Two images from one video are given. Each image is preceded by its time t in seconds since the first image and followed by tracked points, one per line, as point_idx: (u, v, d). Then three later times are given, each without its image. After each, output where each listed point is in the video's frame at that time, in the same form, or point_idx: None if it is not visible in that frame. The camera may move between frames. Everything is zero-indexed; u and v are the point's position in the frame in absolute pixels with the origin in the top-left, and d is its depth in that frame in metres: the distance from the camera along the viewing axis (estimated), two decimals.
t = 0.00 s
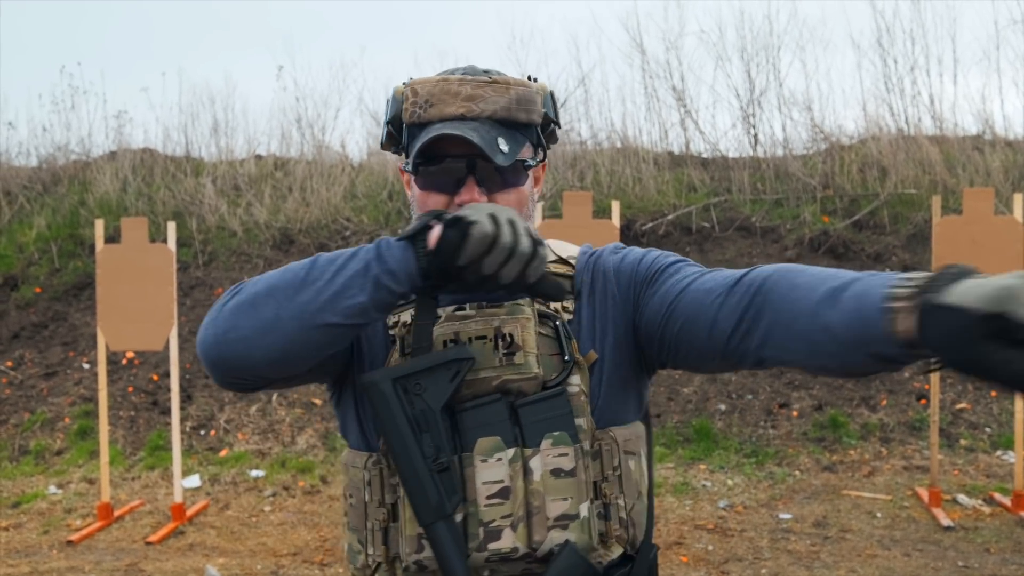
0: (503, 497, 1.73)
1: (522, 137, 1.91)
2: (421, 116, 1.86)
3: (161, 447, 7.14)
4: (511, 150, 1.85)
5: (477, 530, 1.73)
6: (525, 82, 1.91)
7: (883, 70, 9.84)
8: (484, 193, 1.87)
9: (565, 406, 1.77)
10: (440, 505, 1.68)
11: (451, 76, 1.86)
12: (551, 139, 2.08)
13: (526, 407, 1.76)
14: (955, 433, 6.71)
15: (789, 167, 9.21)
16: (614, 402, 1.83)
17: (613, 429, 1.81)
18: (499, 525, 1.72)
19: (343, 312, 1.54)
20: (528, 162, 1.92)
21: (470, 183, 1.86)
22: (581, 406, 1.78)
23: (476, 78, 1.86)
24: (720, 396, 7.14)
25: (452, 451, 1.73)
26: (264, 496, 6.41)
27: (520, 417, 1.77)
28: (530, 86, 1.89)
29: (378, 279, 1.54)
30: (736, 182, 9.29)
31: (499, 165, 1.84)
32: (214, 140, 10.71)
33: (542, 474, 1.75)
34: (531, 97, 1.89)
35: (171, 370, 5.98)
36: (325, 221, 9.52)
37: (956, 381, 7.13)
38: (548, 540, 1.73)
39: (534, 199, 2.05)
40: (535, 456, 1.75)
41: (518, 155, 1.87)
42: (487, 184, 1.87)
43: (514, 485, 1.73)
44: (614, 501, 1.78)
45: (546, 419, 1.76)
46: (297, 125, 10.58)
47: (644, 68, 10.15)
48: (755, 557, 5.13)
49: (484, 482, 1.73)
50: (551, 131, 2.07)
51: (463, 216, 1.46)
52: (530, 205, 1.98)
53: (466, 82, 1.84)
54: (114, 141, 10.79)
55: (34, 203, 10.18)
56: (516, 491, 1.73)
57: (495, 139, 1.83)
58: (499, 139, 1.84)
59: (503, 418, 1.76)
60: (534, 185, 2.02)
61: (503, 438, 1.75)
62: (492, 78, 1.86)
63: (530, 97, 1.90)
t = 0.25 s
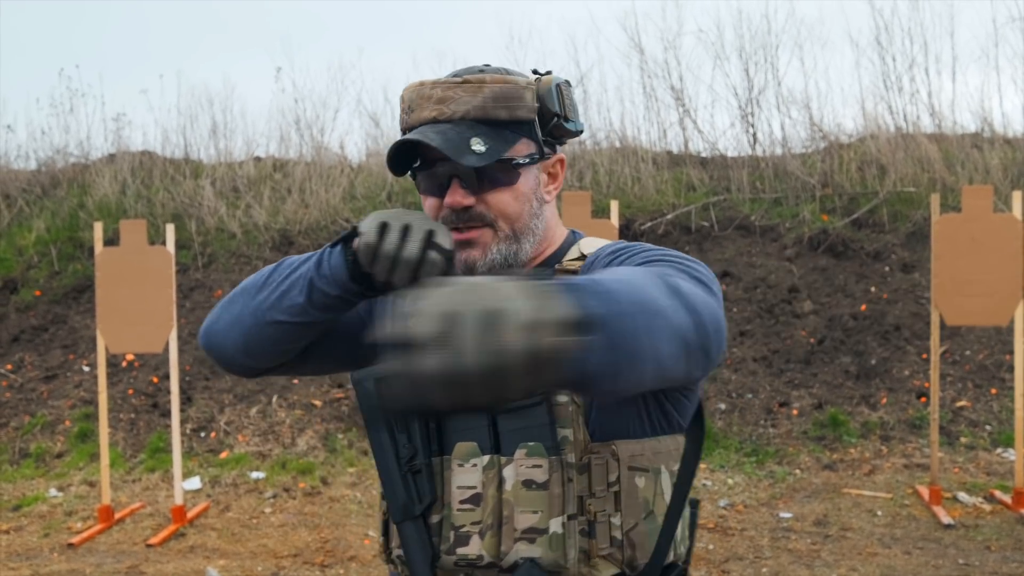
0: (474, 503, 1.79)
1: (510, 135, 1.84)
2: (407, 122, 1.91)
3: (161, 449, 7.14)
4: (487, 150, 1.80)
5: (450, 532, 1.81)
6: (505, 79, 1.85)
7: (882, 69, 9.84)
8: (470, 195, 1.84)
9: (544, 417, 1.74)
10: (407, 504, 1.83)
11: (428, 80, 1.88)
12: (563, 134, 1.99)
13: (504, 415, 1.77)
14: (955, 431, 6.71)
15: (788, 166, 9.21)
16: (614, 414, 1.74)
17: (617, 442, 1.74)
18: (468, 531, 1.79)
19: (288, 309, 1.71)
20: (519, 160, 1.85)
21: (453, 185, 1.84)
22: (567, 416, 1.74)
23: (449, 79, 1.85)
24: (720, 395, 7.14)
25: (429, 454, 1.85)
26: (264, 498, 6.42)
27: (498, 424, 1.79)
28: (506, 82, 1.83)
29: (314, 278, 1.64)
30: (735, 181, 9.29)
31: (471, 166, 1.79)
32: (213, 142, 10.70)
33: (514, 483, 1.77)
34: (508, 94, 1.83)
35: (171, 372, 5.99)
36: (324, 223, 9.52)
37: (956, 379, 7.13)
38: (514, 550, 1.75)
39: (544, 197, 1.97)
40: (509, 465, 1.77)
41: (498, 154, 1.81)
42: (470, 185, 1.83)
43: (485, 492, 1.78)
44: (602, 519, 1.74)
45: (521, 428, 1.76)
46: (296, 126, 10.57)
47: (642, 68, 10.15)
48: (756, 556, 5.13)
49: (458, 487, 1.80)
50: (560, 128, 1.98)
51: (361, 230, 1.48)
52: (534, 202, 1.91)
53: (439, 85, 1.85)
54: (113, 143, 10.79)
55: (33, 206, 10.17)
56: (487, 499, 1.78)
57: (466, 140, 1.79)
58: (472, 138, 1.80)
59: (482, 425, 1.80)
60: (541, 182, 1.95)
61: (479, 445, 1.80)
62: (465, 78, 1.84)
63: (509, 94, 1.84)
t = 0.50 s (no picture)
0: (447, 509, 1.79)
1: (471, 146, 1.73)
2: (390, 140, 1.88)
3: (161, 449, 7.14)
4: (439, 165, 1.70)
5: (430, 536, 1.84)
6: (456, 91, 1.71)
7: (882, 68, 9.83)
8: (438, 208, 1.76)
9: (510, 429, 1.69)
10: (391, 507, 1.95)
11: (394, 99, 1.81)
12: (551, 132, 1.78)
13: (477, 424, 1.75)
14: (956, 430, 6.70)
15: (788, 164, 9.21)
16: (587, 431, 1.66)
17: (597, 459, 1.67)
18: (442, 536, 1.79)
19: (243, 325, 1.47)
20: (481, 170, 1.73)
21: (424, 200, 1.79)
22: (536, 430, 1.67)
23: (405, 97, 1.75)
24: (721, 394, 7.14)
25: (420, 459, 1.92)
26: (265, 497, 6.42)
27: (473, 433, 1.77)
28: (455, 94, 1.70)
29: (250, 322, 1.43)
30: (735, 181, 9.29)
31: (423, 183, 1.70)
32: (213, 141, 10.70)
33: (478, 495, 1.72)
34: (459, 106, 1.70)
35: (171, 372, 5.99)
36: (324, 222, 9.52)
37: (956, 378, 7.13)
38: (474, 561, 1.72)
39: (530, 202, 1.81)
40: (476, 476, 1.73)
41: (454, 168, 1.70)
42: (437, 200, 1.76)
43: (456, 500, 1.77)
44: (569, 539, 1.67)
45: (489, 440, 1.72)
46: (296, 126, 10.57)
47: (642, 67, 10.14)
48: (756, 555, 5.13)
49: (439, 492, 1.82)
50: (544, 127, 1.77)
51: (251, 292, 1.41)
52: (517, 207, 1.78)
53: (396, 104, 1.77)
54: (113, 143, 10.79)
55: (33, 206, 10.17)
56: (457, 506, 1.76)
57: (417, 157, 1.70)
58: (425, 154, 1.70)
59: (459, 433, 1.80)
60: (526, 187, 1.79)
61: (456, 453, 1.80)
62: (416, 93, 1.73)
63: (461, 106, 1.70)
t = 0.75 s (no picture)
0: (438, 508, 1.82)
1: (454, 156, 1.75)
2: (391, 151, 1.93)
3: (162, 447, 7.15)
4: (422, 176, 1.73)
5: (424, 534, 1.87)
6: (432, 101, 1.74)
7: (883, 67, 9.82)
8: (428, 218, 1.81)
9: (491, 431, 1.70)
10: (390, 505, 1.97)
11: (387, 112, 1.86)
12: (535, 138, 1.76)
13: (465, 425, 1.78)
14: (956, 430, 6.70)
15: (789, 164, 9.20)
16: (566, 431, 1.64)
17: (577, 461, 1.65)
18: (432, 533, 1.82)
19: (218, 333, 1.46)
20: (464, 179, 1.75)
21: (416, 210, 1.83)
22: (518, 432, 1.67)
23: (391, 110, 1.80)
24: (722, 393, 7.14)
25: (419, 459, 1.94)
26: (265, 496, 6.42)
27: (461, 434, 1.80)
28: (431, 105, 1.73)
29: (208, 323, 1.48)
30: (736, 180, 9.28)
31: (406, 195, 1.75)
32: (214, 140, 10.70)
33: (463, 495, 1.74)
34: (434, 117, 1.72)
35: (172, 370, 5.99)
36: (325, 221, 9.52)
37: (956, 377, 7.13)
38: (459, 560, 1.74)
39: (518, 209, 1.80)
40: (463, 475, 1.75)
41: (436, 178, 1.74)
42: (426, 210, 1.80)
43: (445, 499, 1.80)
44: (549, 541, 1.67)
45: (475, 440, 1.74)
46: (297, 125, 10.56)
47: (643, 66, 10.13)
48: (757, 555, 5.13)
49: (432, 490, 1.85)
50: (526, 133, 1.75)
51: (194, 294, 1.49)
52: (506, 215, 1.79)
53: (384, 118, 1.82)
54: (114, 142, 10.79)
55: (35, 204, 10.17)
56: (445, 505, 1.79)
57: (402, 170, 1.75)
58: (408, 167, 1.74)
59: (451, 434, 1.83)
60: (516, 195, 1.80)
61: (448, 453, 1.84)
62: (398, 106, 1.78)
63: (436, 117, 1.73)
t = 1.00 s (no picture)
0: (458, 509, 1.73)
1: (482, 149, 1.70)
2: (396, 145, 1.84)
3: (162, 445, 7.15)
4: (451, 168, 1.67)
5: (438, 536, 1.77)
6: (464, 92, 1.69)
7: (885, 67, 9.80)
8: (450, 212, 1.74)
9: (521, 428, 1.63)
10: (400, 508, 1.83)
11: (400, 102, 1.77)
12: (557, 135, 1.75)
13: (486, 422, 1.70)
14: (956, 431, 6.70)
15: (790, 164, 9.20)
16: (596, 422, 1.61)
17: (605, 453, 1.62)
18: (453, 535, 1.73)
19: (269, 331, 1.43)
20: (492, 172, 1.70)
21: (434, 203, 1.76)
22: (546, 427, 1.62)
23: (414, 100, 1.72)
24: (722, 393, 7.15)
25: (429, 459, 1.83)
26: (265, 494, 6.42)
27: (482, 432, 1.71)
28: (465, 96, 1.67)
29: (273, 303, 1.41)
30: (737, 180, 9.27)
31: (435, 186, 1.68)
32: (215, 138, 10.70)
33: (490, 493, 1.67)
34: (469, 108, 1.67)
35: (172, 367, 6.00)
36: (326, 220, 9.51)
37: (957, 378, 7.12)
38: (489, 558, 1.67)
39: (537, 205, 1.77)
40: (488, 474, 1.68)
41: (465, 171, 1.68)
42: (447, 203, 1.73)
43: (467, 499, 1.71)
44: (583, 534, 1.63)
45: (500, 437, 1.67)
46: (298, 123, 10.56)
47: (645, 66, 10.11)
48: (756, 555, 5.13)
49: (448, 491, 1.75)
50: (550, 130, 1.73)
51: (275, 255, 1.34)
52: (526, 211, 1.75)
53: (404, 107, 1.74)
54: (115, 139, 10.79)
55: (36, 201, 10.18)
56: (468, 505, 1.71)
57: (429, 160, 1.68)
58: (436, 158, 1.68)
59: (468, 432, 1.73)
60: (536, 191, 1.76)
61: (465, 452, 1.74)
62: (424, 97, 1.71)
63: (470, 108, 1.68)
